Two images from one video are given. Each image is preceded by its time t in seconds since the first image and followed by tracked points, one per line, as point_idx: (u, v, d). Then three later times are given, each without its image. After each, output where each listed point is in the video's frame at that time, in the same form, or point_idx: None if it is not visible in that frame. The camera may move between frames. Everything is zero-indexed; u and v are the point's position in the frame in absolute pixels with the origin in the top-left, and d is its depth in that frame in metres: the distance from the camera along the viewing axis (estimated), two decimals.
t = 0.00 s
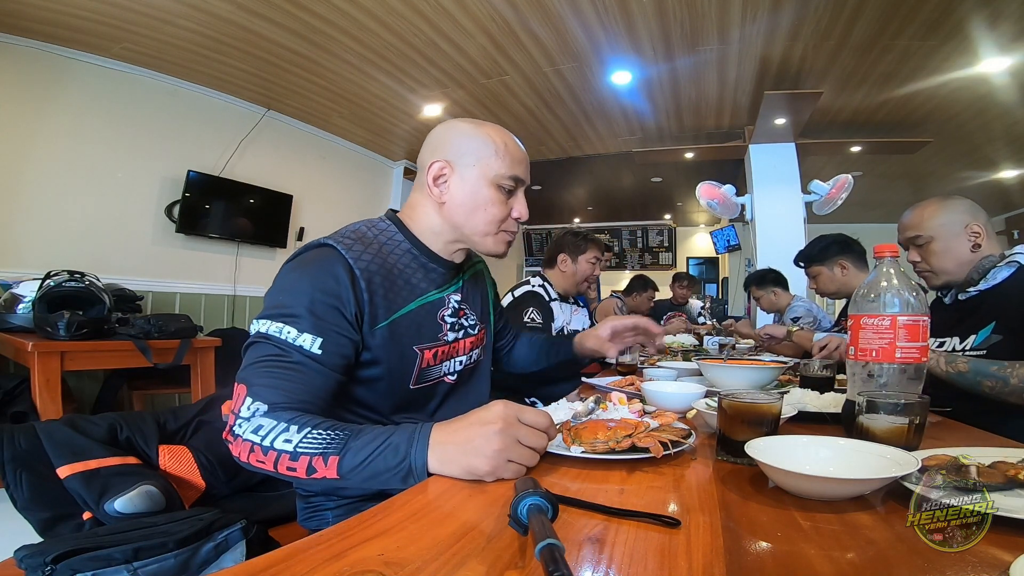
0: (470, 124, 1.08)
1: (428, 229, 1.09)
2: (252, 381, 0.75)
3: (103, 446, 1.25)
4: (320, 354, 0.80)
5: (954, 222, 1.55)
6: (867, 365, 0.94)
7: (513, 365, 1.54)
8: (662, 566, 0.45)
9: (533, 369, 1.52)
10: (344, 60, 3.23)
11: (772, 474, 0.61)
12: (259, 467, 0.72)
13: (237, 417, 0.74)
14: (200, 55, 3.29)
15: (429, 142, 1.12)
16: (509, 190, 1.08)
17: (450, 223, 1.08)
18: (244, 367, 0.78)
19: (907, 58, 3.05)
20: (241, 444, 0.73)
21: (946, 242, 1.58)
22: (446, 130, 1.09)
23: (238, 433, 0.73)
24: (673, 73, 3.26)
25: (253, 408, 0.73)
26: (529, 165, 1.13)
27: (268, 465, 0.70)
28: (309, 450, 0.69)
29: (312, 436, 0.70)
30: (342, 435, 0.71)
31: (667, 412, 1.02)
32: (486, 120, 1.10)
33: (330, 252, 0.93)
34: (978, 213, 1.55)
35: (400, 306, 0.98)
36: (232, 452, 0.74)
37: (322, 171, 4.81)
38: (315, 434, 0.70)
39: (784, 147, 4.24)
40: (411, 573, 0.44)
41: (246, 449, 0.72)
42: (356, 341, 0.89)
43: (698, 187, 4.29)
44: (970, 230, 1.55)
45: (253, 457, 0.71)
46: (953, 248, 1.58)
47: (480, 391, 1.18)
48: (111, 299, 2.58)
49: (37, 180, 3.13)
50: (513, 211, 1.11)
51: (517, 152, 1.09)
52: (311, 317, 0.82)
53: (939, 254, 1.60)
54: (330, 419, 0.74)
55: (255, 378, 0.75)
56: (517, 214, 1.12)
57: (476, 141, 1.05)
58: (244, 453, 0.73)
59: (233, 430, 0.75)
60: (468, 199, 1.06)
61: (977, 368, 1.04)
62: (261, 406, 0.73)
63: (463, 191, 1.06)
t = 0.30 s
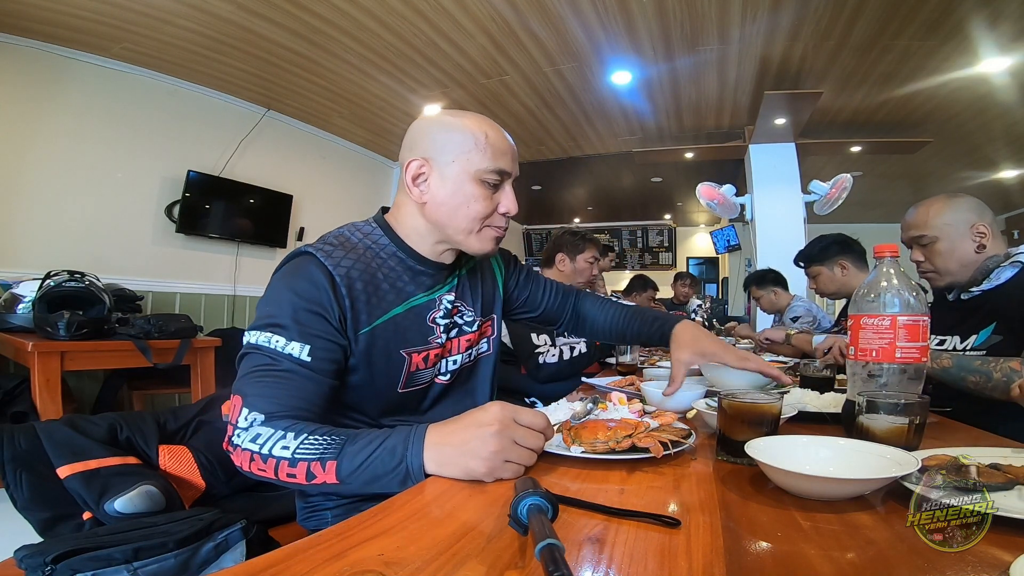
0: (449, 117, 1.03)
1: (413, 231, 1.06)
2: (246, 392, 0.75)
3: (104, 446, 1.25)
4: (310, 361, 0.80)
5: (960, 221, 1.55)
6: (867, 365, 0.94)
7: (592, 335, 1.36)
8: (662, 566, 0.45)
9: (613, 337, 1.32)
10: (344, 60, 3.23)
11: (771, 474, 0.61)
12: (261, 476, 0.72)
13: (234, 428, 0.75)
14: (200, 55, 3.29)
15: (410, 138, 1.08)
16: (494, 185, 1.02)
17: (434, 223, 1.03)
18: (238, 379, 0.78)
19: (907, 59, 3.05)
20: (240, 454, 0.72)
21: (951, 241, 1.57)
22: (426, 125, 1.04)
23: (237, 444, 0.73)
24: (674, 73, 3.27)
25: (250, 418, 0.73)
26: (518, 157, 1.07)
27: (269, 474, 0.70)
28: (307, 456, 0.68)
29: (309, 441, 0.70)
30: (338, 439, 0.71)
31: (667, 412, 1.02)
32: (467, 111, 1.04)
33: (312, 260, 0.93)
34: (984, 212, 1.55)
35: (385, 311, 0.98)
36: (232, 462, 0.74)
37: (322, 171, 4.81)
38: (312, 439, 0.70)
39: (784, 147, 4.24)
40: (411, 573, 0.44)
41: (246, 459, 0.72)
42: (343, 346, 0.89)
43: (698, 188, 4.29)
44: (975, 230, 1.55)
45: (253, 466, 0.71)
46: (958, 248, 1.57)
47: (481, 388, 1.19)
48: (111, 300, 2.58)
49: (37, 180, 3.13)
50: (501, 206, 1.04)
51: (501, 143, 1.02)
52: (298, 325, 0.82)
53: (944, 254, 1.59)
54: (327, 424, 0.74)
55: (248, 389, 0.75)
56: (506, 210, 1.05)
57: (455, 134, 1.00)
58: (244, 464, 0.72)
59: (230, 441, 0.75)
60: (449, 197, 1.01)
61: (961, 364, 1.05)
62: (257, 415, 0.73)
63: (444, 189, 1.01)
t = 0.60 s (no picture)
0: (471, 118, 0.98)
1: (427, 236, 1.03)
2: (246, 400, 0.75)
3: (104, 446, 1.25)
4: (314, 372, 0.79)
5: (964, 220, 1.55)
6: (867, 365, 0.94)
7: (613, 338, 1.36)
8: (662, 566, 0.45)
9: (634, 342, 1.32)
10: (344, 60, 3.23)
11: (772, 475, 0.61)
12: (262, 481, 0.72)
13: (234, 436, 0.75)
14: (200, 55, 3.29)
15: (429, 136, 1.03)
16: (515, 195, 0.98)
17: (450, 230, 1.00)
18: (239, 387, 0.78)
19: (907, 59, 3.05)
20: (240, 461, 0.73)
21: (954, 240, 1.57)
22: (446, 125, 1.00)
23: (236, 450, 0.74)
24: (674, 73, 3.27)
25: (249, 426, 0.73)
26: (542, 163, 1.02)
27: (269, 479, 0.71)
28: (307, 462, 0.68)
29: (309, 447, 0.70)
30: (338, 443, 0.71)
31: (667, 412, 1.02)
32: (491, 112, 0.99)
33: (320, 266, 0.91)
34: (988, 211, 1.55)
35: (395, 321, 0.98)
36: (234, 467, 0.75)
37: (322, 171, 4.81)
38: (312, 444, 0.70)
39: (784, 147, 4.24)
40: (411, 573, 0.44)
41: (247, 465, 0.72)
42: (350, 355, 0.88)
43: (698, 188, 4.28)
44: (980, 229, 1.55)
45: (253, 472, 0.71)
46: (961, 247, 1.57)
47: (491, 390, 1.21)
48: (111, 300, 2.58)
49: (37, 180, 3.13)
50: (521, 217, 1.01)
51: (525, 150, 0.97)
52: (304, 335, 0.80)
53: (948, 253, 1.59)
54: (327, 429, 0.74)
55: (249, 398, 0.75)
56: (526, 221, 1.02)
57: (475, 138, 0.96)
58: (245, 470, 0.73)
59: (230, 448, 0.75)
60: (468, 206, 0.97)
61: (959, 361, 1.06)
62: (256, 423, 0.73)
63: (462, 197, 0.97)
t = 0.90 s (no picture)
0: (499, 123, 0.96)
1: (444, 242, 1.03)
2: (251, 399, 0.75)
3: (103, 446, 1.25)
4: (323, 375, 0.79)
5: (963, 221, 1.54)
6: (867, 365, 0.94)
7: (619, 342, 1.37)
8: (662, 566, 0.45)
9: (640, 345, 1.33)
10: (344, 60, 3.23)
11: (772, 475, 0.61)
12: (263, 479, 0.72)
13: (235, 434, 0.75)
14: (200, 55, 3.29)
15: (453, 138, 1.01)
16: (538, 204, 0.98)
17: (470, 237, 1.00)
18: (246, 385, 0.79)
19: (907, 59, 3.05)
20: (241, 459, 0.73)
21: (954, 242, 1.56)
22: (472, 129, 0.98)
23: (238, 449, 0.74)
24: (673, 73, 3.27)
25: (251, 425, 0.73)
26: (566, 171, 1.00)
27: (270, 478, 0.71)
28: (309, 462, 0.68)
29: (311, 446, 0.70)
30: (341, 443, 0.71)
31: (667, 412, 1.02)
32: (519, 117, 0.97)
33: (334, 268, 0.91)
34: (986, 212, 1.54)
35: (410, 326, 0.98)
36: (236, 465, 0.75)
37: (323, 171, 4.81)
38: (314, 444, 0.70)
39: (785, 147, 4.24)
40: (411, 573, 0.44)
41: (248, 464, 0.72)
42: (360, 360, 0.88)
43: (698, 188, 4.28)
44: (979, 230, 1.54)
45: (254, 471, 0.72)
46: (961, 247, 1.56)
47: (501, 390, 1.22)
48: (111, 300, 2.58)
49: (37, 179, 3.13)
50: (541, 226, 1.00)
51: (551, 159, 0.96)
52: (315, 337, 0.80)
53: (948, 255, 1.58)
54: (331, 429, 0.74)
55: (255, 397, 0.75)
56: (546, 230, 1.02)
57: (503, 147, 0.94)
58: (246, 469, 0.73)
59: (232, 446, 0.75)
60: (490, 215, 0.96)
61: (958, 362, 1.06)
62: (259, 422, 0.73)
63: (485, 205, 0.96)
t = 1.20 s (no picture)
0: (519, 128, 0.96)
1: (457, 243, 1.03)
2: (254, 394, 0.76)
3: (104, 446, 1.25)
4: (328, 373, 0.79)
5: (962, 222, 1.54)
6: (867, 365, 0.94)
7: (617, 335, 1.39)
8: (662, 566, 0.45)
9: (639, 337, 1.36)
10: (344, 60, 3.23)
11: (772, 475, 0.61)
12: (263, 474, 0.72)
13: (237, 429, 0.75)
14: (201, 55, 3.29)
15: (471, 141, 1.01)
16: (553, 211, 0.98)
17: (484, 241, 1.00)
18: (251, 380, 0.79)
19: (907, 59, 3.06)
20: (242, 454, 0.73)
21: (953, 242, 1.56)
22: (491, 133, 0.98)
23: (238, 444, 0.74)
24: (673, 73, 3.27)
25: (253, 420, 0.73)
26: (582, 179, 1.01)
27: (269, 473, 0.71)
28: (310, 458, 0.68)
29: (312, 443, 0.70)
30: (343, 442, 0.71)
31: (667, 412, 1.02)
32: (538, 123, 0.97)
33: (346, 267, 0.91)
34: (985, 212, 1.55)
35: (419, 327, 0.98)
36: (236, 459, 0.75)
37: (323, 171, 4.81)
38: (315, 441, 0.70)
39: (785, 147, 4.24)
40: (411, 572, 0.45)
41: (248, 458, 0.72)
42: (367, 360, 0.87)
43: (698, 188, 4.28)
44: (977, 230, 1.54)
45: (254, 466, 0.72)
46: (960, 248, 1.56)
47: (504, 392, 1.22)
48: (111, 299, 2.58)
49: (37, 179, 3.13)
50: (555, 233, 1.00)
51: (569, 167, 0.97)
52: (323, 335, 0.80)
53: (947, 256, 1.58)
54: (332, 427, 0.74)
55: (259, 392, 0.76)
56: (559, 237, 1.02)
57: (522, 153, 0.94)
58: (246, 463, 0.73)
59: (233, 441, 0.75)
60: (506, 219, 0.96)
61: (960, 360, 1.06)
62: (261, 417, 0.73)
63: (501, 209, 0.96)
